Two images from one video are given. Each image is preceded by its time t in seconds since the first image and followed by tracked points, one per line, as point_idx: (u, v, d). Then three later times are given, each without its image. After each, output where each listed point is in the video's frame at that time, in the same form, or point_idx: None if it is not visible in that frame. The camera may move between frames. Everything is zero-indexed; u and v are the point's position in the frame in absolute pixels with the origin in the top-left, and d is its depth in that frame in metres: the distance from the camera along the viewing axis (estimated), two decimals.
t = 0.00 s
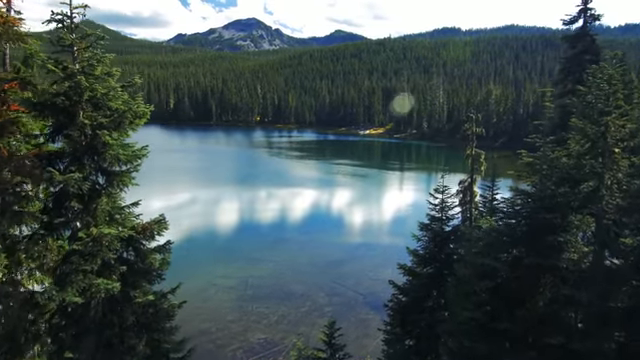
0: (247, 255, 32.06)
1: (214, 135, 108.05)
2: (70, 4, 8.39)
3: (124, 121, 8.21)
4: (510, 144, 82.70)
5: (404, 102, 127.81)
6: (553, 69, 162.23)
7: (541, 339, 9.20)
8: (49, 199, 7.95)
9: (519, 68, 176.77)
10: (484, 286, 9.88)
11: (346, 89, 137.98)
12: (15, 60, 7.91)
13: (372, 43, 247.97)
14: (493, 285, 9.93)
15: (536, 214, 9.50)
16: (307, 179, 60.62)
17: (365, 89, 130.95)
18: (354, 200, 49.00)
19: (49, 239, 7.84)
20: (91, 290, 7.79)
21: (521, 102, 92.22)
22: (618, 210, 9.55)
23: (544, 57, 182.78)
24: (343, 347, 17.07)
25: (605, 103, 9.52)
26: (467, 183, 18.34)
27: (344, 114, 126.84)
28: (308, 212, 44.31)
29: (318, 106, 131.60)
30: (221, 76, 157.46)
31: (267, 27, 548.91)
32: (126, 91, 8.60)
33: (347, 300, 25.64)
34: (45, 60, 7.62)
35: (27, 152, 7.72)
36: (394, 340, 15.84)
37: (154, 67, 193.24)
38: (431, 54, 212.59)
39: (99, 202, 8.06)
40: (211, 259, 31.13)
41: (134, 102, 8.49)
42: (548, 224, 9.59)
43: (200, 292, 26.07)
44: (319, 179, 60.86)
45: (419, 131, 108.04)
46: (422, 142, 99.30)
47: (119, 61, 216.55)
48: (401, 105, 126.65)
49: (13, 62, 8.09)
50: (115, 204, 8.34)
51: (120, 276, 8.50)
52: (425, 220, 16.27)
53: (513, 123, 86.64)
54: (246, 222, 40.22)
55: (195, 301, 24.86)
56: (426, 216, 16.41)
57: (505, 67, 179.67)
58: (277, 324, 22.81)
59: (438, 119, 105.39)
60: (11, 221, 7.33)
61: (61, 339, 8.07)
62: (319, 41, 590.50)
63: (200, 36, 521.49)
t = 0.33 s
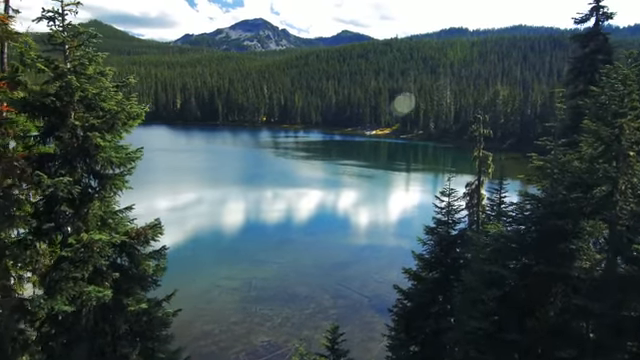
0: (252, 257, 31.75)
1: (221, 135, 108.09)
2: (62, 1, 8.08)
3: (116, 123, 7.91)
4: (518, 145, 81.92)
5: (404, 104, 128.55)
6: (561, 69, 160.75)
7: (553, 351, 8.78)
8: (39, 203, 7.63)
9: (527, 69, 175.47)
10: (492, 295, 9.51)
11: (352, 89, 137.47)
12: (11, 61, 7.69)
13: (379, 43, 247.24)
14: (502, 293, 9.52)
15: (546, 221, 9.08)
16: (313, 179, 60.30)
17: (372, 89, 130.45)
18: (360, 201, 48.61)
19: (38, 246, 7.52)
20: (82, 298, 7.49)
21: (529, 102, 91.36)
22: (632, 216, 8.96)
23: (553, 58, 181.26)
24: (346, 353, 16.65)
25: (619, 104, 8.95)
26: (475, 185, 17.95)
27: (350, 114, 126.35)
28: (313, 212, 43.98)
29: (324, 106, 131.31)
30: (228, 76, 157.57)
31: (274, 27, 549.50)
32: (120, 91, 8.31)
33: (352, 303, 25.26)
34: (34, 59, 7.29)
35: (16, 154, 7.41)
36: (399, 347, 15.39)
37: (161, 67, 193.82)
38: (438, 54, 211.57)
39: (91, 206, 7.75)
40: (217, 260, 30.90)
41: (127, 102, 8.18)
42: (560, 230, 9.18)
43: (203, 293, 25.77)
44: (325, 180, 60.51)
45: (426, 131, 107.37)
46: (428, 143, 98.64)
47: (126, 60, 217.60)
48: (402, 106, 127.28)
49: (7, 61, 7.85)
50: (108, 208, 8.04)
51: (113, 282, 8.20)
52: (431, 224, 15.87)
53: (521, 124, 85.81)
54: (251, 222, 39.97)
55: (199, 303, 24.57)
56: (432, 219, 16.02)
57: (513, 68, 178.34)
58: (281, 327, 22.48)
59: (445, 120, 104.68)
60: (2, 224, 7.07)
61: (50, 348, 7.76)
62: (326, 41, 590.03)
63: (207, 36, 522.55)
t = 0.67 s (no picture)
0: (257, 257, 31.45)
1: (227, 135, 108.07)
2: None
3: (108, 124, 7.60)
4: (525, 146, 81.14)
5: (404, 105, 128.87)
6: (570, 69, 159.23)
7: None
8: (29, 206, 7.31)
9: (535, 69, 174.19)
10: (500, 304, 9.18)
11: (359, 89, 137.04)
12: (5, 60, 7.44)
13: (386, 43, 246.72)
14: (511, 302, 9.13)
15: (558, 226, 8.70)
16: (318, 179, 59.99)
17: (378, 89, 129.99)
18: (366, 202, 48.21)
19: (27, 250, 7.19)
20: (72, 305, 7.20)
21: (537, 103, 90.60)
22: None
23: (561, 58, 179.76)
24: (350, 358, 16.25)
25: (636, 105, 8.60)
26: (482, 188, 17.63)
27: (357, 114, 125.97)
28: (319, 212, 43.63)
29: (330, 106, 131.08)
30: (234, 77, 157.69)
31: (281, 27, 549.94)
32: (114, 91, 8.01)
33: (357, 305, 24.84)
34: (24, 57, 7.00)
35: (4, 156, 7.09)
36: (404, 352, 14.97)
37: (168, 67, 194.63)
38: (445, 54, 210.74)
39: (83, 210, 7.47)
40: (222, 260, 30.67)
41: (121, 102, 7.87)
42: (572, 237, 8.74)
43: (207, 295, 25.50)
44: (331, 180, 60.21)
45: (432, 132, 106.75)
46: (435, 143, 98.06)
47: (134, 60, 218.95)
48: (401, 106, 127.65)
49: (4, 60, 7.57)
50: (100, 212, 7.77)
51: (106, 289, 7.91)
52: (438, 227, 15.50)
53: (529, 125, 85.04)
54: (257, 222, 39.71)
55: (204, 304, 24.29)
56: (439, 222, 15.65)
57: (521, 68, 177.11)
58: (285, 329, 22.13)
59: (452, 121, 104.02)
60: None
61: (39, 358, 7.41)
62: (333, 41, 590.10)
63: (214, 36, 523.96)
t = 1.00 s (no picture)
0: (262, 259, 31.10)
1: (233, 135, 108.08)
2: None
3: (101, 125, 7.32)
4: (533, 147, 80.26)
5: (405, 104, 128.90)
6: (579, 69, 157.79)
7: None
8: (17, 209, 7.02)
9: (543, 70, 172.91)
10: (511, 313, 8.76)
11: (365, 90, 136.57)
12: None
13: (393, 43, 245.85)
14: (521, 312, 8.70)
15: (570, 233, 8.29)
16: (324, 180, 59.61)
17: (385, 90, 129.46)
18: (372, 202, 47.78)
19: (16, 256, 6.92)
20: (60, 314, 6.87)
21: (545, 103, 89.72)
22: None
23: (570, 58, 178.14)
24: None
25: None
26: (490, 190, 17.24)
27: (363, 115, 125.48)
28: (325, 213, 43.27)
29: (336, 107, 130.68)
30: (240, 77, 157.65)
31: (287, 28, 550.49)
32: (107, 90, 7.72)
33: (362, 308, 24.40)
34: (12, 56, 6.72)
35: None
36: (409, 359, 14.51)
37: (175, 68, 195.12)
38: (452, 54, 209.74)
39: (73, 215, 7.17)
40: (226, 261, 30.32)
41: (113, 102, 7.56)
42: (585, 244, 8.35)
43: (211, 296, 25.23)
44: (337, 180, 59.79)
45: (439, 132, 106.02)
46: (441, 143, 97.33)
47: (141, 61, 219.98)
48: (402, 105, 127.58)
49: None
50: (92, 217, 7.48)
51: (98, 297, 7.63)
52: (445, 230, 15.10)
53: (537, 125, 84.15)
54: (262, 223, 39.40)
55: (208, 306, 23.99)
56: (446, 226, 15.24)
57: (529, 68, 175.75)
58: (289, 332, 21.75)
59: (459, 122, 103.23)
60: None
61: None
62: (339, 42, 589.44)
63: (220, 37, 525.03)
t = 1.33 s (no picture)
0: (266, 259, 30.77)
1: (239, 135, 107.97)
2: None
3: (91, 127, 6.99)
4: (540, 148, 79.36)
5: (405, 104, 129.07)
6: (587, 70, 156.19)
7: None
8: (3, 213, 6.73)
9: (551, 70, 171.52)
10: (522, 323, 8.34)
11: (371, 91, 135.95)
12: None
13: (399, 43, 245.07)
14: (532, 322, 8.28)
15: (584, 238, 7.88)
16: (330, 180, 59.26)
17: (391, 90, 128.81)
18: (378, 203, 47.40)
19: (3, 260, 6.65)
20: (48, 323, 6.55)
21: (553, 104, 88.88)
22: None
23: (578, 59, 176.63)
24: None
25: None
26: (498, 193, 16.85)
27: (369, 115, 125.00)
28: (331, 214, 42.91)
29: (342, 107, 130.17)
30: (247, 78, 157.67)
31: (294, 28, 550.58)
32: (99, 89, 7.37)
33: (367, 310, 23.96)
34: None
35: None
36: None
37: (182, 68, 195.69)
38: (459, 55, 208.70)
39: (62, 219, 6.85)
40: (230, 262, 29.98)
41: (106, 101, 7.23)
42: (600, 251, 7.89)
43: (215, 297, 24.95)
44: (343, 181, 59.42)
45: (445, 133, 105.29)
46: (448, 144, 96.67)
47: (148, 61, 220.54)
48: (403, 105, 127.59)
49: None
50: (84, 221, 7.17)
51: (89, 304, 7.33)
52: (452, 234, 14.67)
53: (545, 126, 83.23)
54: (267, 223, 39.14)
55: (211, 307, 23.71)
56: (452, 229, 14.84)
57: (537, 68, 174.29)
58: (293, 334, 21.34)
59: (466, 122, 102.45)
60: None
61: None
62: (346, 42, 589.04)
63: (227, 38, 526.42)
